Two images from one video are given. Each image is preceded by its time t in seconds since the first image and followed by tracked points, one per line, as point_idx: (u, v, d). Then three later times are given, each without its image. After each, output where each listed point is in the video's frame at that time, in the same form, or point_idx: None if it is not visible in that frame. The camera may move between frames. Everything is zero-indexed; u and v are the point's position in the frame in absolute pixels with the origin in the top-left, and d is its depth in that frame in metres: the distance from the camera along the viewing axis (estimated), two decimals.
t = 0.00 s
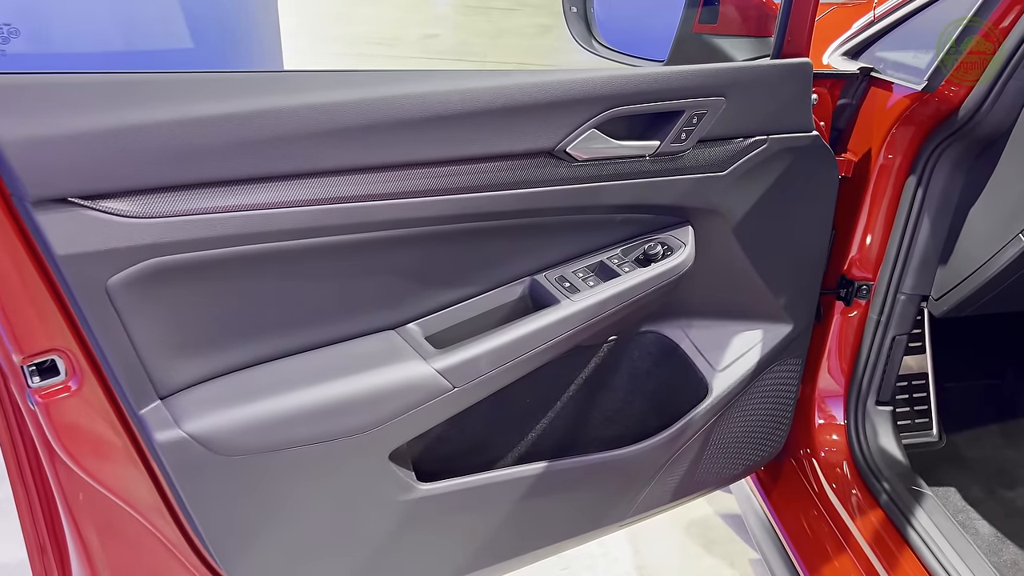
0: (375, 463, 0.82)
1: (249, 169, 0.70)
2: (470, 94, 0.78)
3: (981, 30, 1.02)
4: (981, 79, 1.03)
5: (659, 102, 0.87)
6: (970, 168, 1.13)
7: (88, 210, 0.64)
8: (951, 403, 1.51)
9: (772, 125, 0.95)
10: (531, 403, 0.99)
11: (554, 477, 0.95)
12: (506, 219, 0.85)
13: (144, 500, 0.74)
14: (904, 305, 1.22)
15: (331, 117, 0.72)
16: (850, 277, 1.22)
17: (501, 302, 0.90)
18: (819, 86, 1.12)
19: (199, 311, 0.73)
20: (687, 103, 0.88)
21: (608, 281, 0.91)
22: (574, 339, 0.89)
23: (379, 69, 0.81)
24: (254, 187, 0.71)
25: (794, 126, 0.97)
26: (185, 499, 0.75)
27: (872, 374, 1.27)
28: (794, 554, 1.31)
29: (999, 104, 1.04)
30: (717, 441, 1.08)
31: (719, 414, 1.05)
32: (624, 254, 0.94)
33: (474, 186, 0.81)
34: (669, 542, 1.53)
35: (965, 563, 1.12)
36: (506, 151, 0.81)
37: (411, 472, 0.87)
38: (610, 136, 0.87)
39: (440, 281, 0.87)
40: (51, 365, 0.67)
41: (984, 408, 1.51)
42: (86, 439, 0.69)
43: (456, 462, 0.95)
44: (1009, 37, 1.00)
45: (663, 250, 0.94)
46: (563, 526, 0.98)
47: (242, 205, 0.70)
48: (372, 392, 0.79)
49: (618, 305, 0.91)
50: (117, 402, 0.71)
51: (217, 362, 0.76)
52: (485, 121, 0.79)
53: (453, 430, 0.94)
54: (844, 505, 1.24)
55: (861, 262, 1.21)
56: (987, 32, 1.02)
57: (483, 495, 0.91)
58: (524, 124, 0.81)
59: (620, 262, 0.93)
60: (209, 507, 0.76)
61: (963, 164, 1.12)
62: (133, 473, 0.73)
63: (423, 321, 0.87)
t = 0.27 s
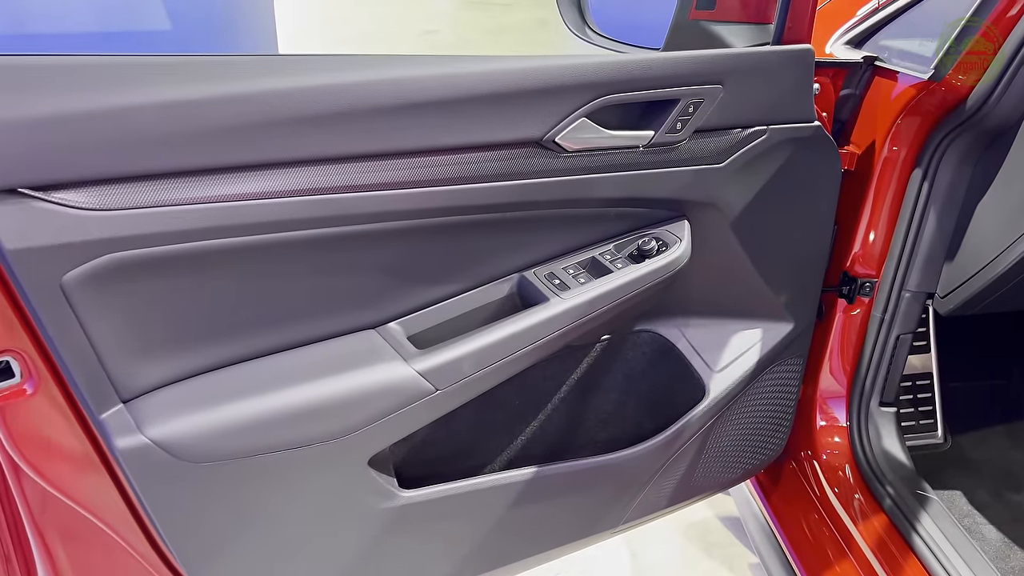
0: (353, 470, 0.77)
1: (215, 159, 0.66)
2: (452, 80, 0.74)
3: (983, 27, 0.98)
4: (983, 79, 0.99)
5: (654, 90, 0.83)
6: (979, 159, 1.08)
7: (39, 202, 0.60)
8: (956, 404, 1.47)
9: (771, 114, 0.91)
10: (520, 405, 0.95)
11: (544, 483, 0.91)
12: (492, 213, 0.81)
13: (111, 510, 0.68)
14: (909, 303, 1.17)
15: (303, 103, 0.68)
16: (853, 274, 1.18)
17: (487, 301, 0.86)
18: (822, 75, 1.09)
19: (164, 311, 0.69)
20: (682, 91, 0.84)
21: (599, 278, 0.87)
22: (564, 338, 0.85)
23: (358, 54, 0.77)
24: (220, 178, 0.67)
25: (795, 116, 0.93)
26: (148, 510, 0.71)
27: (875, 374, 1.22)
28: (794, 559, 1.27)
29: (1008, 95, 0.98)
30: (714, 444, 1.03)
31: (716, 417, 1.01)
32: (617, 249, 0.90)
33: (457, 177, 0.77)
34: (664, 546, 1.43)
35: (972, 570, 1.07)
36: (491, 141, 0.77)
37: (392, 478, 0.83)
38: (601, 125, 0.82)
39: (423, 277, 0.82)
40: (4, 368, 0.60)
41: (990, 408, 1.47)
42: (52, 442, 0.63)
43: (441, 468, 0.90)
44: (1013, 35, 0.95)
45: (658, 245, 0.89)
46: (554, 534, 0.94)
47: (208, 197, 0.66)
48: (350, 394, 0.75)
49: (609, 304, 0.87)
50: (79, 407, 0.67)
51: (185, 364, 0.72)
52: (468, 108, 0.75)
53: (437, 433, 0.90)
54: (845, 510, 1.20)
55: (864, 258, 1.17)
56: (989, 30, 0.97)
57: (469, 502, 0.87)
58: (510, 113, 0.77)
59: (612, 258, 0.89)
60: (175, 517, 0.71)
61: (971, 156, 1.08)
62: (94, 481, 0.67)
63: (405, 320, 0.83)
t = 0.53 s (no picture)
0: (325, 463, 0.73)
1: (171, 127, 0.61)
2: (430, 45, 0.69)
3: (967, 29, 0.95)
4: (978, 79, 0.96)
5: (648, 59, 0.77)
6: (990, 137, 1.04)
7: None
8: (963, 396, 1.42)
9: (773, 88, 0.86)
10: (508, 396, 0.90)
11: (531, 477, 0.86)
12: (475, 190, 0.76)
13: (68, 514, 0.63)
14: (915, 290, 1.13)
15: (268, 67, 0.63)
16: (857, 260, 1.13)
17: (471, 284, 0.81)
18: (824, 50, 1.03)
19: (124, 292, 0.65)
20: (679, 61, 0.79)
21: (589, 260, 0.82)
22: (552, 324, 0.81)
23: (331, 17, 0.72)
24: (180, 148, 0.62)
25: (798, 89, 0.88)
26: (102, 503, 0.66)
27: (881, 364, 1.17)
28: (796, 558, 1.22)
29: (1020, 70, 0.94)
30: (712, 436, 0.99)
31: (714, 408, 0.96)
32: (610, 230, 0.85)
33: (436, 151, 0.72)
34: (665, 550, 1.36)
35: (981, 568, 1.02)
36: (473, 112, 0.72)
37: (369, 472, 0.78)
38: (592, 97, 0.77)
39: (403, 259, 0.77)
40: None
41: (999, 401, 1.42)
42: None
43: (424, 461, 0.86)
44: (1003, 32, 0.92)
45: (652, 226, 0.84)
46: (542, 531, 0.89)
47: (166, 169, 0.62)
48: (322, 381, 0.71)
49: (600, 288, 0.82)
50: (30, 397, 0.62)
51: (148, 348, 0.68)
52: (447, 76, 0.70)
53: (418, 425, 0.85)
54: (849, 506, 1.15)
55: (868, 244, 1.12)
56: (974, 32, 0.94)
57: (451, 498, 0.82)
58: (493, 81, 0.72)
59: (604, 240, 0.84)
60: (136, 511, 0.67)
61: (981, 134, 1.03)
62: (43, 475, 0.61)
63: (383, 305, 0.78)
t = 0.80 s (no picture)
0: (303, 442, 0.67)
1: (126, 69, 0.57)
2: None
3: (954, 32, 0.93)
4: (971, 79, 0.96)
5: (652, 7, 0.72)
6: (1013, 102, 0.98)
7: None
8: (979, 380, 1.36)
9: (785, 41, 0.80)
10: (502, 373, 0.85)
11: (526, 459, 0.80)
12: (464, 148, 0.70)
13: (25, 495, 0.59)
14: (934, 265, 1.07)
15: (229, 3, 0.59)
16: (871, 234, 1.07)
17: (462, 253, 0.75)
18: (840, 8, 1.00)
19: (82, 247, 0.61)
20: (685, 10, 0.73)
21: (589, 226, 0.76)
22: (550, 294, 0.75)
23: None
24: (138, 91, 0.59)
25: (813, 44, 0.81)
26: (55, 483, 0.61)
27: (896, 343, 1.11)
28: (808, 550, 1.16)
29: None
30: (719, 418, 0.93)
31: (722, 386, 0.91)
32: (612, 195, 0.79)
33: (419, 101, 0.66)
34: (671, 537, 1.30)
35: (1003, 557, 0.97)
36: (458, 59, 0.67)
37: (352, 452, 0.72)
38: (592, 48, 0.72)
39: (389, 221, 0.72)
40: None
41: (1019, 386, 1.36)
42: None
43: (412, 441, 0.80)
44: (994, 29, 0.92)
45: (656, 190, 0.79)
46: (538, 517, 0.84)
47: (121, 114, 0.58)
48: (299, 351, 0.65)
49: (600, 255, 0.76)
50: None
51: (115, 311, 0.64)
52: (430, 20, 0.64)
53: (406, 403, 0.79)
54: (861, 492, 1.09)
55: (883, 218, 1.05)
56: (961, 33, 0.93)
57: (440, 480, 0.76)
58: (480, 26, 0.66)
59: (605, 205, 0.78)
60: (97, 490, 0.62)
61: (1005, 98, 0.98)
62: None
63: (366, 273, 0.72)
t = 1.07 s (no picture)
0: (255, 408, 0.61)
1: None
2: None
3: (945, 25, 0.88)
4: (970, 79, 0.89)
5: None
6: None
7: None
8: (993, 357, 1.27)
9: None
10: (481, 340, 0.78)
11: (505, 432, 0.74)
12: (433, 85, 0.64)
13: None
14: (945, 231, 0.98)
15: None
16: (881, 198, 0.99)
17: (434, 204, 0.68)
18: None
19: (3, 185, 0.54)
20: None
21: (574, 175, 0.69)
22: (530, 251, 0.68)
23: None
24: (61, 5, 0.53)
25: None
26: None
27: (905, 318, 1.03)
28: (811, 534, 1.10)
29: None
30: (716, 390, 0.87)
31: (719, 357, 0.84)
32: (600, 144, 0.72)
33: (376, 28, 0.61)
34: (668, 519, 1.23)
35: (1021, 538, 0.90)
36: None
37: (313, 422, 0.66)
38: None
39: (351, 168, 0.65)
40: None
41: None
42: None
43: (382, 411, 0.74)
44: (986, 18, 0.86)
45: (649, 137, 0.72)
46: (520, 495, 0.78)
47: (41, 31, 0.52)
48: (249, 307, 0.59)
49: (586, 207, 0.69)
50: None
51: (44, 261, 0.57)
52: None
53: (376, 371, 0.73)
54: (868, 472, 1.03)
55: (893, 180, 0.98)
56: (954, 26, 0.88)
57: (410, 455, 0.70)
58: None
59: (593, 153, 0.71)
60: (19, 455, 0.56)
61: None
62: None
63: (329, 226, 0.66)
